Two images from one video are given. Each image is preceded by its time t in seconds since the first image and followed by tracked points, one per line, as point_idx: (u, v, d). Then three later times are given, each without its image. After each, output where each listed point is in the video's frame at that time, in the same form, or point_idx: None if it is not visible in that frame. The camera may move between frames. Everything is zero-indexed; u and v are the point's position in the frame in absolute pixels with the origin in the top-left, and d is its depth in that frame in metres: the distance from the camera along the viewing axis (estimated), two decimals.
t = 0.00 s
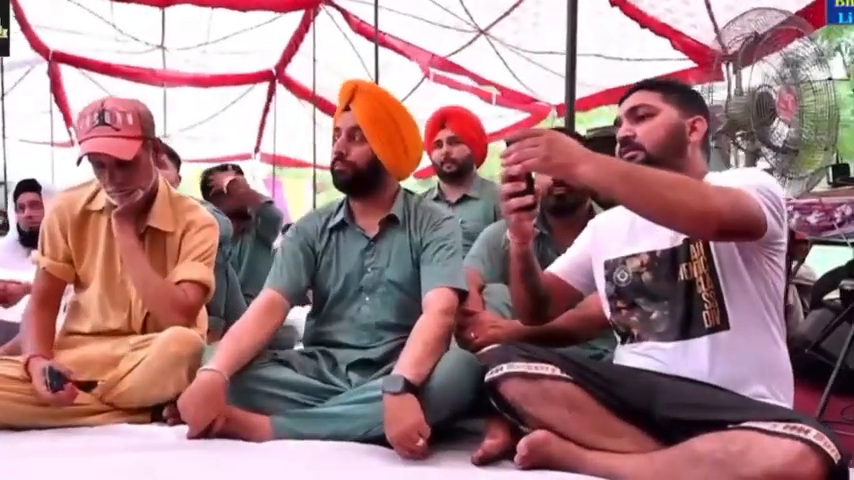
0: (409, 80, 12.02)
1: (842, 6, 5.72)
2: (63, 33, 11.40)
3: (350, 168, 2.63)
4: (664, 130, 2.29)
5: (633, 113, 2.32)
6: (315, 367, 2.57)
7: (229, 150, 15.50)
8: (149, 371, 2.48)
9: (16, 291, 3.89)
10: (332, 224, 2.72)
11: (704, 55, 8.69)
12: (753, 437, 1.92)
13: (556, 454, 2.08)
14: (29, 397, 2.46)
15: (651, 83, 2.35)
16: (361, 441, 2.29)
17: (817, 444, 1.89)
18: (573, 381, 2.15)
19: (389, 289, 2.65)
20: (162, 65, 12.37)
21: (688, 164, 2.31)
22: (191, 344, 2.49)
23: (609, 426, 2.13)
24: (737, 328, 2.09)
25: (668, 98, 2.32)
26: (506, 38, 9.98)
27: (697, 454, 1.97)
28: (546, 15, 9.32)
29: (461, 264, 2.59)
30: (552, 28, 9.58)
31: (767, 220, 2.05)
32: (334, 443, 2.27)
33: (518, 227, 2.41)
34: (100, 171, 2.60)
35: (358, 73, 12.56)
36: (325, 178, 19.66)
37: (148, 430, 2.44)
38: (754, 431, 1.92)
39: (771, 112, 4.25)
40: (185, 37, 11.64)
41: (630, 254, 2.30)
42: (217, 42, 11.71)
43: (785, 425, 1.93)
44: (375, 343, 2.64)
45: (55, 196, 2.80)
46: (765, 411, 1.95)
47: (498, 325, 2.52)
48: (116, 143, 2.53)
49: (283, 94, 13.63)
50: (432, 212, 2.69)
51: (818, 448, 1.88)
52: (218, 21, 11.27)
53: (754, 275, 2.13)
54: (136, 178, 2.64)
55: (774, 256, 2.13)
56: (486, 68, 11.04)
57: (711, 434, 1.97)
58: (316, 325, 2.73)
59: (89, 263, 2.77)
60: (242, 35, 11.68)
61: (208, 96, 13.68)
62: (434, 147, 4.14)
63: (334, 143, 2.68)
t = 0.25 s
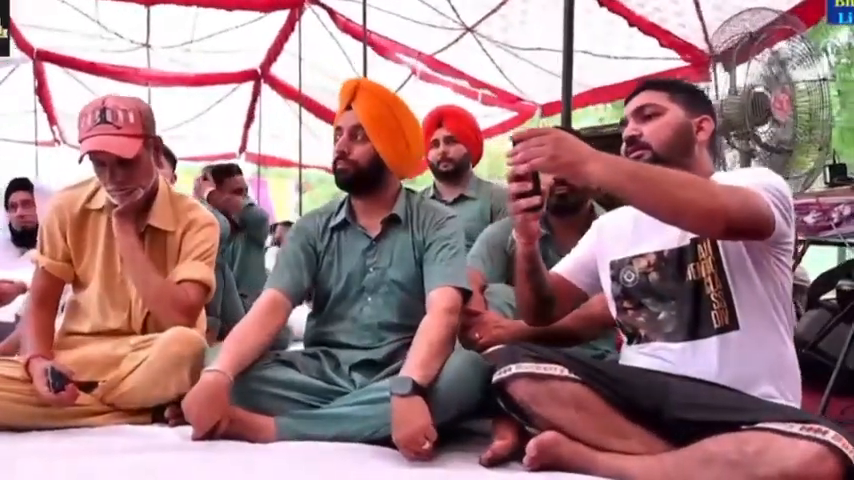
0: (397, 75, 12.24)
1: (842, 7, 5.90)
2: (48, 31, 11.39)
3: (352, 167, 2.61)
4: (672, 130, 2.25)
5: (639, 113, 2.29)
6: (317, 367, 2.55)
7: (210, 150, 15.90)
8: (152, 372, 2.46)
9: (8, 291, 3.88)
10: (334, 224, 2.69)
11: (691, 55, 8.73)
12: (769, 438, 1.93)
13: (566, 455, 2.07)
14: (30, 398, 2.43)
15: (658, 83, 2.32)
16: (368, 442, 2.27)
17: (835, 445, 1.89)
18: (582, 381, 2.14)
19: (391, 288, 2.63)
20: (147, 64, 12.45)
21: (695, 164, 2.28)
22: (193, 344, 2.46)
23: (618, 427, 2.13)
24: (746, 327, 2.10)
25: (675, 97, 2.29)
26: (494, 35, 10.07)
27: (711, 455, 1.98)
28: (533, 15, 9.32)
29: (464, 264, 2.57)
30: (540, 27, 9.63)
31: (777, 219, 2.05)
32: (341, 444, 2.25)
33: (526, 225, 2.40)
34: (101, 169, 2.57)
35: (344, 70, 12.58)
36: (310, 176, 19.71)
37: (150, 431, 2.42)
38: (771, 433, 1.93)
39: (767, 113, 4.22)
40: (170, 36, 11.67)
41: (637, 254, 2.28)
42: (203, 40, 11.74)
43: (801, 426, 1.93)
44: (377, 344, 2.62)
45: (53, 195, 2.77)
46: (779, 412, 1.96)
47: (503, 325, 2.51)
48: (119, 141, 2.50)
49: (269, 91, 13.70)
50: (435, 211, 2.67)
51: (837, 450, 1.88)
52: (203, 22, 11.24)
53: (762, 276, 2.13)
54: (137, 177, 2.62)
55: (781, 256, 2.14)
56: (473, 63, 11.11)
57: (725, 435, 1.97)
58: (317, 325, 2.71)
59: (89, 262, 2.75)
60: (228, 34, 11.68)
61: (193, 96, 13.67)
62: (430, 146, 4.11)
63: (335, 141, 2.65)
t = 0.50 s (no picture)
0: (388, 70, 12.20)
1: (842, 7, 5.78)
2: (39, 30, 11.35)
3: (362, 166, 2.57)
4: (685, 129, 2.24)
5: (652, 112, 2.28)
6: (327, 368, 2.53)
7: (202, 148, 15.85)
8: (160, 372, 2.43)
9: (8, 290, 3.88)
10: (342, 222, 2.66)
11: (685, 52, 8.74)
12: (792, 439, 1.90)
13: (582, 457, 2.06)
14: (36, 398, 2.40)
15: (670, 82, 2.31)
16: (381, 443, 2.25)
17: None
18: (598, 382, 2.12)
19: (400, 288, 2.60)
20: (137, 64, 12.44)
21: (709, 162, 2.27)
22: (201, 344, 2.43)
23: (634, 428, 2.11)
24: (763, 327, 2.09)
25: (688, 96, 2.28)
26: (488, 31, 10.07)
27: (731, 455, 1.96)
28: (527, 12, 9.31)
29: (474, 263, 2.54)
30: (533, 24, 9.63)
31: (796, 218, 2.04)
32: (354, 445, 2.23)
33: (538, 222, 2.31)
34: (108, 167, 2.54)
35: (336, 69, 12.56)
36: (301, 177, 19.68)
37: (159, 433, 2.39)
38: (794, 435, 1.90)
39: (769, 111, 4.14)
40: (160, 35, 11.63)
41: (651, 254, 2.27)
42: (194, 38, 11.70)
43: (823, 427, 1.91)
44: (387, 343, 2.59)
45: (57, 194, 2.74)
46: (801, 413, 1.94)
47: (514, 326, 2.48)
48: (126, 138, 2.47)
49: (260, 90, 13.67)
50: (444, 210, 2.64)
51: None
52: (195, 19, 11.21)
53: (780, 276, 2.12)
54: (144, 175, 2.59)
55: (799, 256, 2.13)
56: (467, 60, 11.09)
57: (746, 436, 1.95)
58: (325, 325, 2.68)
59: (94, 262, 2.71)
60: (220, 32, 11.64)
61: (184, 95, 13.63)
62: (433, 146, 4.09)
63: (344, 140, 2.61)
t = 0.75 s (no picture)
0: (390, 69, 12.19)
1: (842, 7, 5.69)
2: (39, 28, 11.34)
3: (381, 165, 2.54)
4: (707, 128, 2.22)
5: (672, 111, 2.26)
6: (343, 368, 2.50)
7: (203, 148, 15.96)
8: (174, 373, 2.40)
9: (15, 290, 3.88)
10: (357, 222, 2.63)
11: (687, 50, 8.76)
12: (822, 443, 1.87)
13: (605, 458, 2.03)
14: (49, 400, 2.37)
15: (690, 80, 2.30)
16: (400, 445, 2.23)
17: None
18: (620, 383, 2.09)
19: (416, 288, 2.57)
20: (137, 62, 12.45)
21: (731, 161, 2.25)
22: (215, 344, 2.40)
23: (656, 429, 2.08)
24: (787, 330, 2.08)
25: (709, 95, 2.27)
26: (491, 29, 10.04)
27: (758, 457, 1.92)
28: (529, 10, 9.29)
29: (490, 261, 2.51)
30: (535, 23, 9.60)
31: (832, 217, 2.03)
32: (372, 447, 2.20)
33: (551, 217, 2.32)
34: (121, 166, 2.52)
35: (337, 67, 12.53)
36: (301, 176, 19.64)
37: (173, 435, 2.36)
38: (824, 437, 1.87)
39: (780, 111, 4.03)
40: (161, 33, 11.60)
41: (674, 255, 2.25)
42: (195, 36, 11.67)
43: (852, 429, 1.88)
44: (403, 344, 2.56)
45: (69, 193, 2.72)
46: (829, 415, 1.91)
47: (532, 326, 2.45)
48: (140, 135, 2.45)
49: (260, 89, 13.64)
50: (460, 208, 2.62)
51: None
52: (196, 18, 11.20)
53: (807, 277, 2.11)
54: (159, 174, 2.56)
55: (826, 258, 2.12)
56: (468, 58, 11.07)
57: (773, 437, 1.92)
58: (339, 325, 2.65)
59: (106, 261, 2.69)
60: (220, 30, 11.61)
61: (184, 94, 13.62)
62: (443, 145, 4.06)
63: (363, 139, 2.57)
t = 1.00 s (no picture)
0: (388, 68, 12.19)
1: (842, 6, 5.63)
2: (35, 28, 11.33)
3: (402, 164, 2.51)
4: (729, 125, 2.22)
5: (692, 107, 2.26)
6: (354, 368, 2.48)
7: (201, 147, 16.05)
8: (185, 373, 2.38)
9: (19, 290, 3.89)
10: (368, 221, 2.61)
11: (688, 51, 8.72)
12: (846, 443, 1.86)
13: (623, 458, 2.01)
14: (58, 400, 2.34)
15: (710, 77, 2.29)
16: (415, 445, 2.20)
17: None
18: (638, 383, 2.07)
19: (429, 287, 2.55)
20: (133, 62, 12.45)
21: (752, 158, 2.25)
22: (226, 343, 2.37)
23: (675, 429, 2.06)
24: (807, 328, 2.06)
25: (729, 91, 2.26)
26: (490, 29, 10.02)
27: (780, 457, 1.91)
28: (529, 10, 9.28)
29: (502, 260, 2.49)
30: (535, 23, 9.59)
31: None
32: (387, 447, 2.18)
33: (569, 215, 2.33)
34: (132, 163, 2.49)
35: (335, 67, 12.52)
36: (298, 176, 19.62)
37: (184, 435, 2.34)
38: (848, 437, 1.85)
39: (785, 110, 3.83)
40: (158, 33, 11.58)
41: (690, 252, 2.24)
42: (193, 36, 11.65)
43: None
44: (415, 343, 2.54)
45: (77, 191, 2.69)
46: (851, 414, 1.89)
47: (546, 325, 2.43)
48: (149, 133, 2.43)
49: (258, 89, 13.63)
50: (473, 207, 2.60)
51: None
52: (193, 17, 11.17)
53: (824, 274, 2.10)
54: (168, 171, 2.54)
55: (844, 255, 2.11)
56: (467, 58, 11.06)
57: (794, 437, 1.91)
58: (350, 325, 2.63)
59: (114, 260, 2.66)
60: (218, 30, 11.59)
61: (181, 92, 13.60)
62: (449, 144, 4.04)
63: (382, 137, 2.54)
